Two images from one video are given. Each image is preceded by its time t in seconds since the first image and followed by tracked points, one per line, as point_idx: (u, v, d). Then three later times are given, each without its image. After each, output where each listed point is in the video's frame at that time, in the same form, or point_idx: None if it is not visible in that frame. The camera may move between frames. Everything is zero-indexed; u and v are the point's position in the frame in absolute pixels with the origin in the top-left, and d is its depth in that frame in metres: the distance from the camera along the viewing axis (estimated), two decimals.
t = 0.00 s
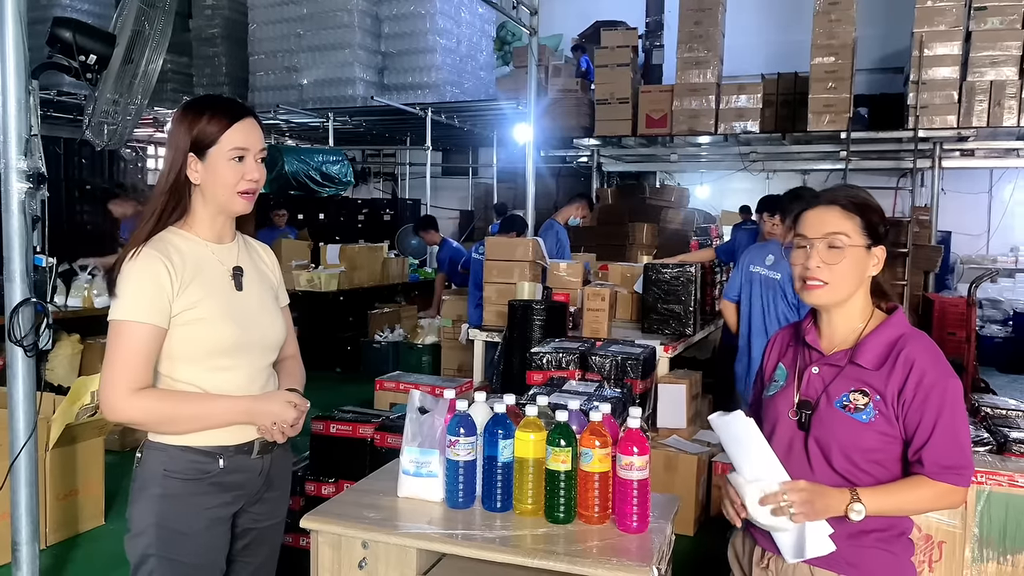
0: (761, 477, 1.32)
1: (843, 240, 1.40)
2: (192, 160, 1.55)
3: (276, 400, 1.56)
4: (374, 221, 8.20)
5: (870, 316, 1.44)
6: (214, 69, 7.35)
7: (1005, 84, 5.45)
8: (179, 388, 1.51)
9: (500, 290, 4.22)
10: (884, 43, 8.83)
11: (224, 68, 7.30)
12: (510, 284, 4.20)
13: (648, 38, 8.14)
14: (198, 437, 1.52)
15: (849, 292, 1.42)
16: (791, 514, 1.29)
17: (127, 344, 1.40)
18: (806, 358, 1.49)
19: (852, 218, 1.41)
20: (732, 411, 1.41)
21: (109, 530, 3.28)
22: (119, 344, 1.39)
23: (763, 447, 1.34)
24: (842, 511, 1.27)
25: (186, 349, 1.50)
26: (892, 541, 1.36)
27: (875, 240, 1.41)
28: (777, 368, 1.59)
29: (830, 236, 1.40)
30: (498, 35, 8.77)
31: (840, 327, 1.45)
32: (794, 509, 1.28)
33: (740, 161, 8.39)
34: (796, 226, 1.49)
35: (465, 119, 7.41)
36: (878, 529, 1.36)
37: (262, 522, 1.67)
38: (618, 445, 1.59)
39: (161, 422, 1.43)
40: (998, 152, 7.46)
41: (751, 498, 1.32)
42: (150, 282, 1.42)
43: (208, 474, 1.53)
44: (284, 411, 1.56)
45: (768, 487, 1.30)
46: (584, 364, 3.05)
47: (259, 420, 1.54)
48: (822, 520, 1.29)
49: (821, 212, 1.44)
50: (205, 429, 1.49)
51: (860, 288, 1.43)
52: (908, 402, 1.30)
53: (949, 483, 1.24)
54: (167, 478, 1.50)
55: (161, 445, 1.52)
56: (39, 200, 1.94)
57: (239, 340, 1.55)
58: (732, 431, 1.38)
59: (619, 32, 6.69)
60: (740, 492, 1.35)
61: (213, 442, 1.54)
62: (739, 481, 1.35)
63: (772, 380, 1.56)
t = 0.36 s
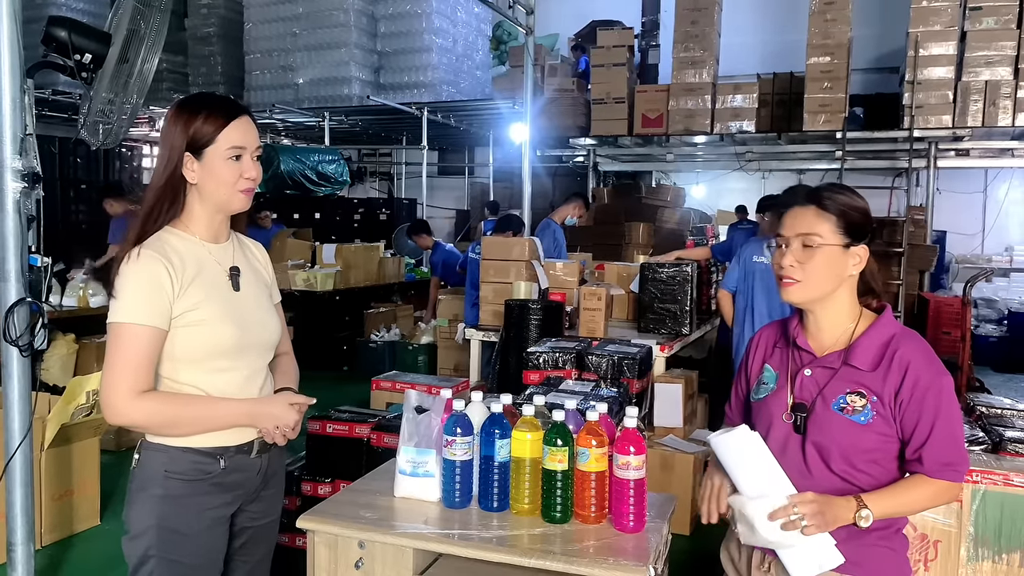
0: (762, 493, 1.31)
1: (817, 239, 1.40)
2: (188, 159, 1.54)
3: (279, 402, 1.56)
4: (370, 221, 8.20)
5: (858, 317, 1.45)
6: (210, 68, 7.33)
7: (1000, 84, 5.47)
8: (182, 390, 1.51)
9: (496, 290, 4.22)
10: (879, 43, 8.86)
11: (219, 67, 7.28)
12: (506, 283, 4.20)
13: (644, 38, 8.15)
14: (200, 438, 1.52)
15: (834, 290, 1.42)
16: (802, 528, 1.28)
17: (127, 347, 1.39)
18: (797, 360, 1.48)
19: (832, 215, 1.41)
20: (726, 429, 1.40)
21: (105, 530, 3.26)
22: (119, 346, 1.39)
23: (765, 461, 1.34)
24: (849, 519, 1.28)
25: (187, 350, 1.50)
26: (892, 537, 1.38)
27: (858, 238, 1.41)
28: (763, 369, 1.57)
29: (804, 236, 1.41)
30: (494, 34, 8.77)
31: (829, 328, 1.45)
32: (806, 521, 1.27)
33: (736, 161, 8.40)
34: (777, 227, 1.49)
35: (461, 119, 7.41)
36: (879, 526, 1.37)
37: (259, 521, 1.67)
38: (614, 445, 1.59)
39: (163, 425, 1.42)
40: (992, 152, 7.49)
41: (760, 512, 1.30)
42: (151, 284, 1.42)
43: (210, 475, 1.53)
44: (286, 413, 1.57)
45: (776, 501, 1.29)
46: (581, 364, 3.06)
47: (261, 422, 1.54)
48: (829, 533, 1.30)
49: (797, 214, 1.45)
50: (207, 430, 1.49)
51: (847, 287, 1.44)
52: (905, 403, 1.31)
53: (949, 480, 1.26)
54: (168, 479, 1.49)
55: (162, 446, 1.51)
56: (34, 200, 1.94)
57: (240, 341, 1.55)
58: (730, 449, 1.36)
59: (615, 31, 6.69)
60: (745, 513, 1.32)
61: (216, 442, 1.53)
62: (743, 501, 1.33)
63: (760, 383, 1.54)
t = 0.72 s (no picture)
0: (735, 480, 1.35)
1: (783, 244, 1.40)
2: (181, 158, 1.53)
3: (276, 403, 1.56)
4: (366, 220, 8.19)
5: (849, 313, 1.44)
6: (205, 67, 7.32)
7: (995, 84, 5.49)
8: (178, 392, 1.51)
9: (492, 289, 4.21)
10: (874, 43, 8.88)
11: (215, 66, 7.26)
12: (502, 283, 4.20)
13: (640, 38, 8.15)
14: (196, 439, 1.51)
15: (818, 287, 1.42)
16: (762, 516, 1.30)
17: (124, 347, 1.39)
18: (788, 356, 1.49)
19: (796, 217, 1.39)
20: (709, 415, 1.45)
21: (100, 530, 3.26)
22: (114, 348, 1.38)
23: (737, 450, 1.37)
24: (814, 514, 1.28)
25: (183, 351, 1.49)
26: (872, 540, 1.37)
27: (828, 232, 1.39)
28: (760, 362, 1.59)
29: (772, 242, 1.41)
30: (490, 34, 8.76)
31: (820, 325, 1.45)
32: (765, 509, 1.29)
33: (732, 160, 8.42)
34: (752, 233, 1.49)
35: (457, 119, 7.40)
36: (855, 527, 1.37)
37: (254, 521, 1.66)
38: (611, 444, 1.60)
39: (162, 426, 1.42)
40: (987, 152, 7.52)
41: (723, 498, 1.34)
42: (147, 284, 1.42)
43: (208, 475, 1.53)
44: (283, 415, 1.56)
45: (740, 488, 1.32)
46: (577, 363, 3.06)
47: (259, 424, 1.54)
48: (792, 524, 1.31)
49: (763, 221, 1.44)
50: (203, 432, 1.48)
51: (832, 282, 1.43)
52: (884, 401, 1.31)
53: (923, 483, 1.24)
54: (165, 480, 1.49)
55: (159, 448, 1.50)
56: (29, 199, 1.93)
57: (235, 341, 1.55)
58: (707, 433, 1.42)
59: (612, 31, 6.69)
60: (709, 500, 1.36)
61: (213, 443, 1.53)
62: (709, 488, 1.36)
63: (755, 376, 1.56)
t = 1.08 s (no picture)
0: (719, 479, 1.38)
1: (781, 231, 1.43)
2: (179, 158, 1.53)
3: (273, 406, 1.56)
4: (362, 219, 8.18)
5: (839, 309, 1.44)
6: (201, 66, 7.31)
7: (990, 84, 5.51)
8: (174, 392, 1.50)
9: (489, 289, 4.21)
10: (870, 42, 8.90)
11: (211, 65, 7.25)
12: (500, 282, 4.20)
13: (637, 37, 8.15)
14: (195, 440, 1.51)
15: (808, 282, 1.44)
16: (743, 515, 1.33)
17: (120, 346, 1.38)
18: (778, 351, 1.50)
19: (801, 209, 1.42)
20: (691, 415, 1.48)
21: (96, 530, 3.24)
22: (110, 346, 1.38)
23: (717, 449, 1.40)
24: (794, 511, 1.29)
25: (179, 350, 1.49)
26: (856, 539, 1.38)
27: (828, 228, 1.42)
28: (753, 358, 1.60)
29: (772, 228, 1.44)
30: (487, 33, 8.77)
31: (809, 322, 1.46)
32: (746, 508, 1.32)
33: (728, 159, 8.43)
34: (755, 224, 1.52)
35: (454, 118, 7.39)
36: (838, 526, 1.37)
37: (251, 521, 1.66)
38: (608, 443, 1.59)
39: (159, 428, 1.42)
40: (983, 152, 7.55)
41: (707, 498, 1.36)
42: (142, 282, 1.41)
43: (204, 476, 1.53)
44: (280, 417, 1.56)
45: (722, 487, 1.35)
46: (574, 362, 3.06)
47: (256, 427, 1.53)
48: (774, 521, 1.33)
49: (767, 208, 1.47)
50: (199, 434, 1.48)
51: (824, 278, 1.44)
52: (866, 397, 1.31)
53: (902, 481, 1.24)
54: (161, 480, 1.49)
55: (157, 448, 1.50)
56: (25, 198, 1.92)
57: (230, 341, 1.55)
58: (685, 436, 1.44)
59: (608, 31, 6.70)
60: (697, 501, 1.38)
61: (210, 445, 1.53)
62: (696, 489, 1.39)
63: (748, 371, 1.57)
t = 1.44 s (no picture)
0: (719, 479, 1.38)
1: (794, 234, 1.42)
2: (175, 157, 1.53)
3: (267, 406, 1.56)
4: (359, 219, 8.17)
5: (842, 312, 1.45)
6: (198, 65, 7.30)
7: (986, 84, 5.53)
8: (171, 391, 1.50)
9: (486, 288, 4.20)
10: (867, 42, 8.92)
11: (208, 65, 7.24)
12: (496, 282, 4.19)
13: (634, 37, 8.15)
14: (191, 440, 1.51)
15: (814, 286, 1.43)
16: (747, 514, 1.32)
17: (116, 347, 1.38)
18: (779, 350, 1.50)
19: (810, 210, 1.42)
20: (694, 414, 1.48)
21: (92, 530, 3.24)
22: (107, 345, 1.38)
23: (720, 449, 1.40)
24: (797, 511, 1.30)
25: (177, 351, 1.49)
26: (852, 538, 1.38)
27: (837, 231, 1.42)
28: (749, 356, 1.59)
29: (783, 231, 1.43)
30: (484, 32, 8.77)
31: (811, 321, 1.46)
32: (750, 507, 1.32)
33: (725, 159, 8.44)
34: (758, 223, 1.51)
35: (451, 117, 7.39)
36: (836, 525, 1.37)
37: (248, 521, 1.66)
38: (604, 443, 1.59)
39: (155, 427, 1.41)
40: (979, 151, 7.57)
41: (710, 498, 1.35)
42: (141, 283, 1.41)
43: (201, 476, 1.52)
44: (275, 416, 1.56)
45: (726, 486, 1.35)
46: (571, 362, 3.06)
47: (252, 427, 1.53)
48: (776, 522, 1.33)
49: (775, 208, 1.46)
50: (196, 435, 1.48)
51: (831, 280, 1.44)
52: (872, 398, 1.31)
53: (905, 482, 1.25)
54: (158, 481, 1.49)
55: (154, 449, 1.49)
56: (21, 197, 1.91)
57: (229, 342, 1.54)
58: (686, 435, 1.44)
59: (605, 30, 6.70)
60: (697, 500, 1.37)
61: (206, 444, 1.53)
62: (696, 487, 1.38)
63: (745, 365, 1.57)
